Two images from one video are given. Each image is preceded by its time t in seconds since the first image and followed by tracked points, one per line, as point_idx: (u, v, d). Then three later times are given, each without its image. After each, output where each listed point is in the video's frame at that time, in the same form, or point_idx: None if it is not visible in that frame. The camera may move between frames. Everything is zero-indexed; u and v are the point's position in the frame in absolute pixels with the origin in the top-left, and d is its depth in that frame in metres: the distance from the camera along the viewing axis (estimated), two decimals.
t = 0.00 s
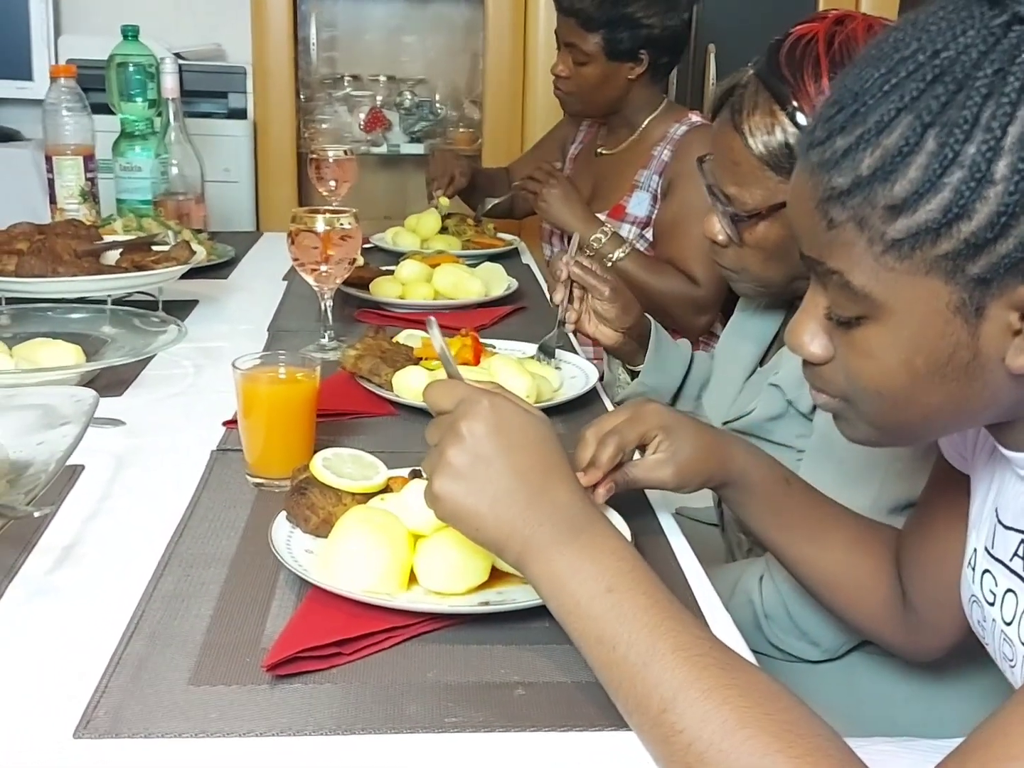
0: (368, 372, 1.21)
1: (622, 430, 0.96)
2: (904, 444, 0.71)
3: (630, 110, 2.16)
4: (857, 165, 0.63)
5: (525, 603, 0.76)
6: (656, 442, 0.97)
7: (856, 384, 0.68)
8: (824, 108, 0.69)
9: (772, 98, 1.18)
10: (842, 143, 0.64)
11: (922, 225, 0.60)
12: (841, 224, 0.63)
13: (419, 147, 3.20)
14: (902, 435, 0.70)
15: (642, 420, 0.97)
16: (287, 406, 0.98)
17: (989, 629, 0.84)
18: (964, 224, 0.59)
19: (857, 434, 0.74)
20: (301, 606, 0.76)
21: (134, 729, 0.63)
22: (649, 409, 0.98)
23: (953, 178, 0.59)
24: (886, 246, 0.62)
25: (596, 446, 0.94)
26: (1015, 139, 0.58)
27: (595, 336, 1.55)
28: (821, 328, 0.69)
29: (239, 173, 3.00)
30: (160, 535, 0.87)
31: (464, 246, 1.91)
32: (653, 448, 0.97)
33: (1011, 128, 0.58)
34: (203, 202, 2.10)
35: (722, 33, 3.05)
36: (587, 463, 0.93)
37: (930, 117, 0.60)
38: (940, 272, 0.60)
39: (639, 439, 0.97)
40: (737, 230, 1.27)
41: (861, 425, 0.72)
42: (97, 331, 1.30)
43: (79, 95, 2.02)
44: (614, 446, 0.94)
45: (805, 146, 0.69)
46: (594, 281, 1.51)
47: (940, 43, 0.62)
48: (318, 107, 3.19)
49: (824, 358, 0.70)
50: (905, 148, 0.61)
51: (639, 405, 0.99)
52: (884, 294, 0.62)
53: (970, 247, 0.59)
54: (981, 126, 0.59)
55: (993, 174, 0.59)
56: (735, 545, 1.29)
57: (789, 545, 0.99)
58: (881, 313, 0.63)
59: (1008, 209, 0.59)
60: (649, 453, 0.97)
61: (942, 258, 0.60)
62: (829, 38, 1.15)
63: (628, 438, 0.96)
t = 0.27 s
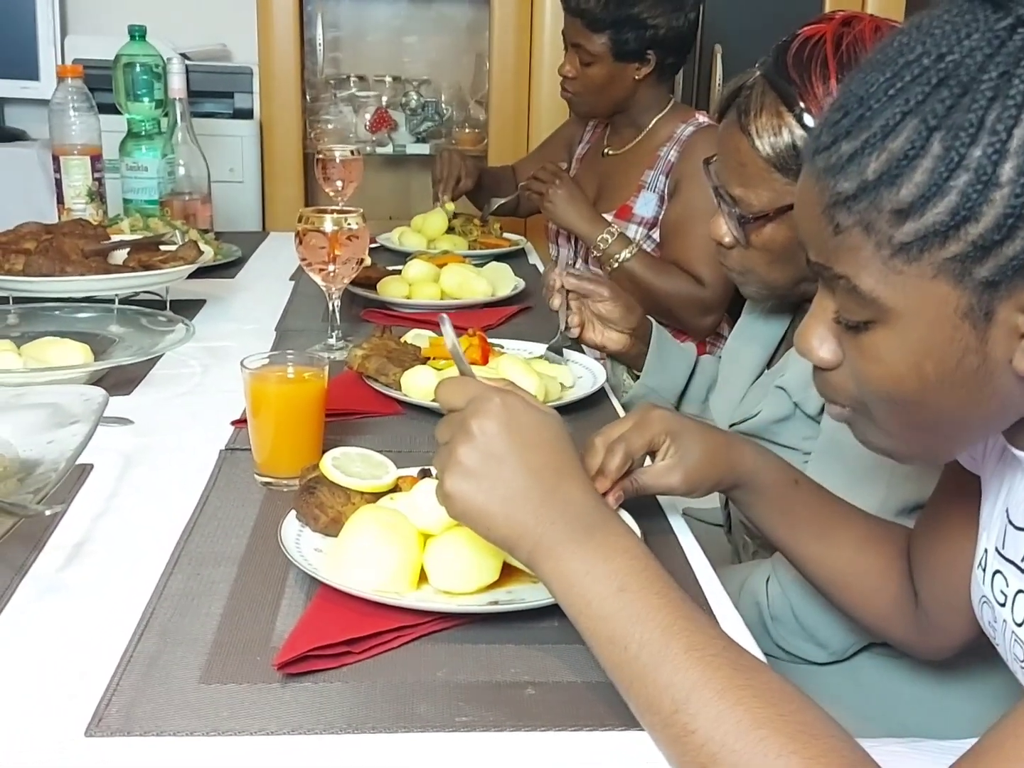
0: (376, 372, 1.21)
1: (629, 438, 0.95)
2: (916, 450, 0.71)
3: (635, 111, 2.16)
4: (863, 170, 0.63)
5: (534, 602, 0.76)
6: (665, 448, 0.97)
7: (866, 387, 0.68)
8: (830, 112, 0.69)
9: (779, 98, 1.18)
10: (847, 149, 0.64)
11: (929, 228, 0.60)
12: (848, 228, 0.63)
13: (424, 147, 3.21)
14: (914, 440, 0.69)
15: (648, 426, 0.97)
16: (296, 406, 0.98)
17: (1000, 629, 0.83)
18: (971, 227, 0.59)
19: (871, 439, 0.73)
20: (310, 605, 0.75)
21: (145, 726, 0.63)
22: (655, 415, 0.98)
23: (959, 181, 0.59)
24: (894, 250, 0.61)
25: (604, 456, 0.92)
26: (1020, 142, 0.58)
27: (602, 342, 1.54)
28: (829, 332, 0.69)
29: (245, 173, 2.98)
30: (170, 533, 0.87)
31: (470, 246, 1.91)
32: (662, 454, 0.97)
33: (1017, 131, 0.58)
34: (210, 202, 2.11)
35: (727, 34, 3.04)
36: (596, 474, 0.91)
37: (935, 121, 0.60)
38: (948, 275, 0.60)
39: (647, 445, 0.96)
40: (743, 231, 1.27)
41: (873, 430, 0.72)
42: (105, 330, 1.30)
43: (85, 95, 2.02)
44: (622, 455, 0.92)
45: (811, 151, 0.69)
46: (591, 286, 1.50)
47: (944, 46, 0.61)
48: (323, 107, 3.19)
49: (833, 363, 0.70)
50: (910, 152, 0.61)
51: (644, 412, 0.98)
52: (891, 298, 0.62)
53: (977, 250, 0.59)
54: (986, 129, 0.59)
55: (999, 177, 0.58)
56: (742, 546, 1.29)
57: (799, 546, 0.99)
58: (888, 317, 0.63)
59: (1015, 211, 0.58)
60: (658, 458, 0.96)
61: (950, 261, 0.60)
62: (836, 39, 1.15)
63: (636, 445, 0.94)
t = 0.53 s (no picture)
0: (381, 371, 1.21)
1: (633, 442, 0.95)
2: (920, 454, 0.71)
3: (640, 110, 2.16)
4: (863, 176, 0.63)
5: (540, 602, 0.76)
6: (671, 448, 0.97)
7: (868, 390, 0.68)
8: (829, 116, 0.68)
9: (783, 99, 1.18)
10: (847, 155, 0.64)
11: (930, 232, 0.60)
12: (849, 234, 0.63)
13: (428, 147, 3.23)
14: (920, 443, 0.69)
15: (652, 428, 0.97)
16: (303, 405, 0.98)
17: (1005, 630, 0.83)
18: (972, 230, 0.59)
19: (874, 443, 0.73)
20: (316, 604, 0.75)
21: (152, 725, 0.63)
22: (659, 415, 0.98)
23: (959, 184, 0.59)
24: (895, 254, 0.61)
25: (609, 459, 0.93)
26: (1019, 144, 0.58)
27: (607, 346, 1.55)
28: (834, 340, 0.69)
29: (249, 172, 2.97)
30: (175, 532, 0.88)
31: (474, 245, 1.91)
32: (668, 454, 0.97)
33: (1016, 133, 0.58)
34: (214, 200, 2.11)
35: (731, 32, 3.04)
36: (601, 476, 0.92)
37: (933, 125, 0.60)
38: (950, 277, 0.60)
39: (652, 447, 0.96)
40: (746, 230, 1.27)
41: (876, 435, 0.71)
42: (110, 329, 1.31)
43: (90, 93, 2.02)
44: (627, 458, 0.92)
45: (811, 158, 0.69)
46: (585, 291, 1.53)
47: (940, 50, 0.61)
48: (327, 106, 3.19)
49: (839, 368, 0.69)
50: (909, 157, 0.60)
51: (642, 413, 0.99)
52: (894, 302, 0.62)
53: (978, 252, 0.59)
54: (985, 132, 0.58)
55: (999, 179, 0.58)
56: (746, 546, 1.29)
57: (804, 544, 0.99)
58: (892, 321, 0.63)
59: (1016, 213, 0.58)
60: (664, 459, 0.96)
61: (951, 264, 0.60)
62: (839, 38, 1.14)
63: (640, 449, 0.95)
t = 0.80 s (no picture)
0: (383, 371, 1.21)
1: (632, 447, 0.93)
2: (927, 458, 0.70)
3: (643, 110, 2.16)
4: (866, 179, 0.63)
5: (544, 603, 0.75)
6: (671, 450, 0.95)
7: (876, 393, 0.67)
8: (832, 118, 0.68)
9: (783, 98, 1.18)
10: (850, 157, 0.64)
11: (933, 235, 0.60)
12: (853, 237, 0.63)
13: (430, 147, 3.23)
14: (928, 447, 0.68)
15: (652, 431, 0.95)
16: (305, 405, 0.98)
17: (1011, 632, 0.82)
18: (976, 232, 0.59)
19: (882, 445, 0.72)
20: (319, 605, 0.75)
21: (155, 727, 0.63)
22: (658, 417, 0.96)
23: (963, 187, 0.59)
24: (899, 257, 0.61)
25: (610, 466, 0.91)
26: None
27: (608, 348, 1.55)
28: (840, 341, 0.69)
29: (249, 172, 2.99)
30: (177, 533, 0.87)
31: (476, 246, 1.91)
32: (669, 456, 0.95)
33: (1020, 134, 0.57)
34: (215, 201, 2.11)
35: (732, 33, 3.04)
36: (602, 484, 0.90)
37: (936, 128, 0.60)
38: (954, 280, 0.60)
39: (653, 450, 0.93)
40: (748, 230, 1.26)
41: (885, 438, 0.71)
42: (112, 329, 1.30)
43: (91, 93, 2.02)
44: (627, 464, 0.91)
45: (814, 160, 0.69)
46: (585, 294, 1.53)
47: (943, 51, 0.61)
48: (328, 106, 3.19)
49: (845, 372, 0.69)
50: (912, 160, 0.60)
51: (639, 416, 0.97)
52: (898, 304, 0.62)
53: (983, 254, 0.58)
54: (988, 134, 0.58)
55: (1003, 181, 0.58)
56: (748, 547, 1.29)
57: (807, 544, 0.99)
58: (896, 324, 0.63)
59: (1020, 215, 0.58)
60: (665, 462, 0.95)
61: (956, 266, 0.59)
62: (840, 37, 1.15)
63: (640, 454, 0.92)
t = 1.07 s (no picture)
0: (384, 371, 1.20)
1: (628, 448, 0.92)
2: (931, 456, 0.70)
3: (646, 109, 2.15)
4: (877, 176, 0.62)
5: (547, 604, 0.75)
6: (670, 447, 0.94)
7: (885, 392, 0.67)
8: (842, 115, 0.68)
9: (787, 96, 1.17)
10: (861, 154, 0.63)
11: (945, 231, 0.59)
12: (863, 234, 0.63)
13: (430, 146, 3.21)
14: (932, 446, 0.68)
15: (647, 431, 0.93)
16: (306, 405, 0.97)
17: (1016, 634, 0.81)
18: (988, 229, 0.58)
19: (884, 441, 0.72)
20: (321, 607, 0.75)
21: (155, 730, 0.62)
22: (654, 416, 0.94)
23: (974, 183, 0.58)
24: (910, 255, 0.61)
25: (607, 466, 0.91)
26: None
27: (619, 333, 1.55)
28: (850, 338, 0.68)
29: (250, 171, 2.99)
30: (177, 534, 0.87)
31: (477, 245, 1.90)
32: (666, 453, 0.94)
33: None
34: (216, 200, 2.10)
35: (734, 32, 3.03)
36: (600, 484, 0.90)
37: (947, 124, 0.59)
38: (966, 277, 0.59)
39: (649, 451, 0.93)
40: (751, 228, 1.26)
41: (889, 433, 0.70)
42: (112, 329, 1.30)
43: (91, 92, 2.01)
44: (622, 465, 0.90)
45: (824, 158, 0.68)
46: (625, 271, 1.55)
47: (955, 48, 0.60)
48: (329, 105, 3.18)
49: (854, 368, 0.69)
50: (924, 156, 0.60)
51: (637, 413, 0.95)
52: (910, 300, 0.61)
53: (994, 252, 0.58)
54: (1000, 130, 0.57)
55: (1015, 177, 0.57)
56: (751, 548, 1.28)
57: (811, 544, 0.97)
58: (907, 320, 0.62)
59: None
60: (665, 459, 0.94)
61: (967, 263, 0.59)
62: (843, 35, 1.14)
63: (636, 455, 0.92)
